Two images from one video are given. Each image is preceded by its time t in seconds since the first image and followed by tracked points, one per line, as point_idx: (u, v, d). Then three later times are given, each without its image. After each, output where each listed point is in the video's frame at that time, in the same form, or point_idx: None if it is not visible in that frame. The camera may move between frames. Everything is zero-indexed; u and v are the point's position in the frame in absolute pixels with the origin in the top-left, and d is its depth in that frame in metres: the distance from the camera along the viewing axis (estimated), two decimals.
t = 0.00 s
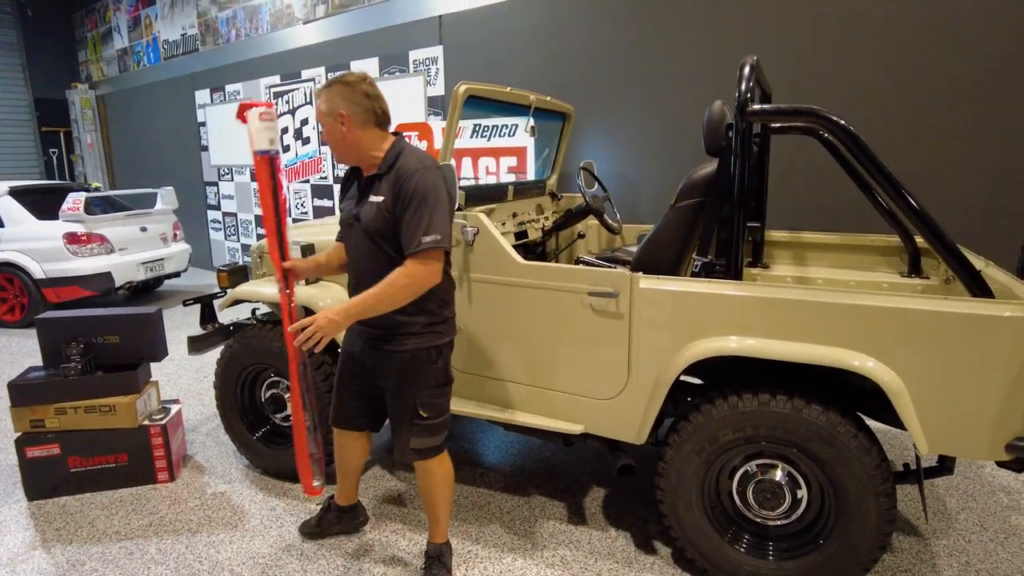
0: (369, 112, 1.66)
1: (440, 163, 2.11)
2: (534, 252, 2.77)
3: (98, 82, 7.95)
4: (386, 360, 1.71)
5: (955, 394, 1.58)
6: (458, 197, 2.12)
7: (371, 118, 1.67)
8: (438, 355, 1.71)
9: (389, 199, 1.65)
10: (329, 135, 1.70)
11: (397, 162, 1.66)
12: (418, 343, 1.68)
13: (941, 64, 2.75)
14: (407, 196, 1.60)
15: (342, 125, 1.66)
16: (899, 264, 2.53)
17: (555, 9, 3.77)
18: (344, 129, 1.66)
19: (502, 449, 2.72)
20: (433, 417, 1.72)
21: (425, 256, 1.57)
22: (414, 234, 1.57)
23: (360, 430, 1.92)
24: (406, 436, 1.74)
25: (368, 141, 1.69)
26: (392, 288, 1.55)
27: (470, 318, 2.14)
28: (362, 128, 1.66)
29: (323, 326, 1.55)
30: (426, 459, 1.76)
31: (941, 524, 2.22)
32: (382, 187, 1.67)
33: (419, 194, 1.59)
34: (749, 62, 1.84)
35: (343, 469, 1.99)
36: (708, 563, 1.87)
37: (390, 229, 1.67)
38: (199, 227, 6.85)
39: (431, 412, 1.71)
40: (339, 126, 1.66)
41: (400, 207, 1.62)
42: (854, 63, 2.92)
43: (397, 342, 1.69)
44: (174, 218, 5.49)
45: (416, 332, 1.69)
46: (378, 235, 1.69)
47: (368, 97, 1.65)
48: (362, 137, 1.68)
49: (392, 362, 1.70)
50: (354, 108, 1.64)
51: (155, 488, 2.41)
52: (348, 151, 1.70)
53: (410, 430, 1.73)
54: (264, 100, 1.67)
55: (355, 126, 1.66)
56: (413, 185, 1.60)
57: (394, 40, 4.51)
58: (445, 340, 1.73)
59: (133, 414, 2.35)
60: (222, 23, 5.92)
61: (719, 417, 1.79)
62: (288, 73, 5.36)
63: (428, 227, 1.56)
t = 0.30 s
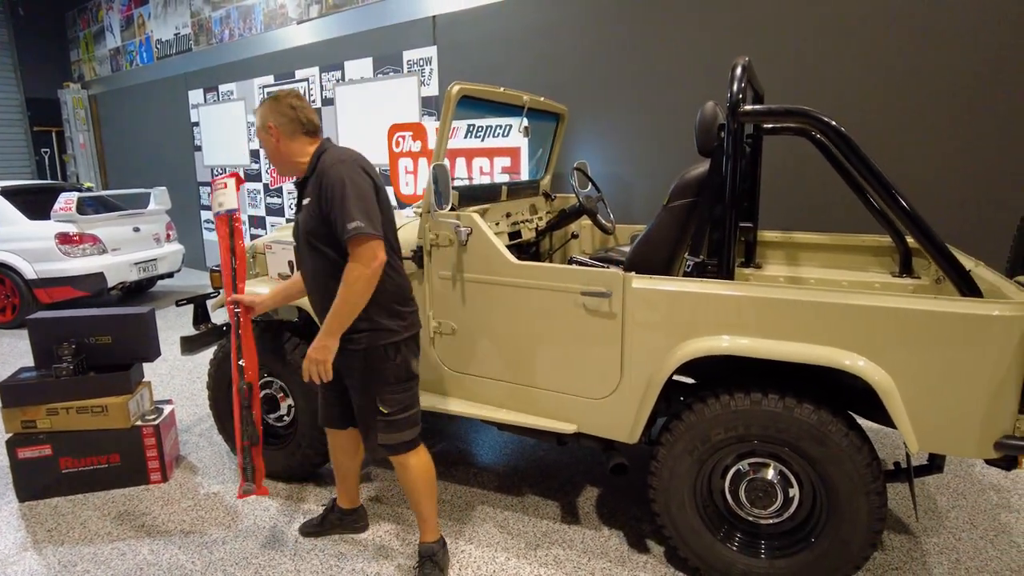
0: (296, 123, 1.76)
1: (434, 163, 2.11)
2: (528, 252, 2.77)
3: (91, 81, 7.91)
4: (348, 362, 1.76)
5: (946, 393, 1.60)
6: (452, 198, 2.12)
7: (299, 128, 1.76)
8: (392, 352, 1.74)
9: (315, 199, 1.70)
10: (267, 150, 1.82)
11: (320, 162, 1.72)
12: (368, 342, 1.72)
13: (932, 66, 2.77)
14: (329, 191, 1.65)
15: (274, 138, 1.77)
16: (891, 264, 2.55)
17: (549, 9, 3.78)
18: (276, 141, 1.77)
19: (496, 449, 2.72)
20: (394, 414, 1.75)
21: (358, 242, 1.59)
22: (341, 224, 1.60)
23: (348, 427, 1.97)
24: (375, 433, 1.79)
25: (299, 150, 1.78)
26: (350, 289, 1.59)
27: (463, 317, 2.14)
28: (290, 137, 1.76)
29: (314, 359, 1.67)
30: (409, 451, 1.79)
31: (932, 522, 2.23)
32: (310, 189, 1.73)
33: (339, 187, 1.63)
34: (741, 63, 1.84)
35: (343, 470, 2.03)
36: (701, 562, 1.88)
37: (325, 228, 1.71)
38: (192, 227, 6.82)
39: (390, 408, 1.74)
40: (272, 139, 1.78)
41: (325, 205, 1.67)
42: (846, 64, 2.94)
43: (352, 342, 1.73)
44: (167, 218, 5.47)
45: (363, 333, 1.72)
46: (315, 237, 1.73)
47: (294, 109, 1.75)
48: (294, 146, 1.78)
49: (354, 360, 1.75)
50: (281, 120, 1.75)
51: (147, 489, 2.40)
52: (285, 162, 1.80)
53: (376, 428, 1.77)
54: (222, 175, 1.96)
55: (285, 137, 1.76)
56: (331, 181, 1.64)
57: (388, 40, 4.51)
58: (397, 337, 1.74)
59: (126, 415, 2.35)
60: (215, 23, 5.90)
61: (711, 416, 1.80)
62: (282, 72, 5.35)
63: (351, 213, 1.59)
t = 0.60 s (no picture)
0: (251, 143, 1.88)
1: (430, 163, 2.13)
2: (523, 252, 2.79)
3: (85, 81, 7.89)
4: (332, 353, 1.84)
5: (935, 389, 1.62)
6: (448, 197, 2.14)
7: (254, 147, 1.88)
8: (366, 337, 1.79)
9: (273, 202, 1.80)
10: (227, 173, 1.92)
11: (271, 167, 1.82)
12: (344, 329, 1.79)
13: (922, 67, 2.80)
14: (280, 191, 1.76)
15: (232, 159, 1.87)
16: (883, 263, 2.58)
17: (544, 11, 3.80)
18: (233, 162, 1.88)
19: (492, 447, 2.74)
20: (371, 398, 1.79)
21: (319, 223, 1.69)
22: (296, 216, 1.70)
23: (330, 421, 2.01)
24: (355, 422, 1.83)
25: (255, 166, 1.89)
26: (332, 267, 1.68)
27: (459, 316, 2.16)
28: (245, 155, 1.87)
29: (352, 346, 1.71)
30: (386, 439, 1.83)
31: (923, 518, 2.26)
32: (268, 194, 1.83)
33: (288, 184, 1.74)
34: (734, 64, 1.86)
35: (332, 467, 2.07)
36: (695, 558, 1.90)
37: (289, 227, 1.82)
38: (188, 228, 6.81)
39: (367, 393, 1.79)
40: (229, 162, 1.88)
41: (282, 207, 1.77)
42: (838, 66, 2.97)
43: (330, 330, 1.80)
44: (162, 218, 5.46)
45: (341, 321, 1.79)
46: (283, 238, 1.84)
47: (247, 130, 1.87)
48: (252, 164, 1.89)
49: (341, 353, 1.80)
50: (236, 142, 1.86)
51: (145, 488, 2.41)
52: (245, 180, 1.91)
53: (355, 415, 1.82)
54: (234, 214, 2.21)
55: (241, 157, 1.87)
56: (279, 182, 1.75)
57: (384, 41, 4.52)
58: (372, 323, 1.80)
59: (123, 414, 2.35)
60: (211, 23, 5.90)
61: (705, 413, 1.82)
62: (277, 73, 5.35)
63: (302, 201, 1.69)
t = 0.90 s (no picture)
0: (238, 161, 1.91)
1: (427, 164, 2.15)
2: (519, 252, 2.82)
3: (82, 82, 7.90)
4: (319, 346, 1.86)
5: (921, 385, 1.66)
6: (444, 198, 2.17)
7: (240, 164, 1.91)
8: (351, 331, 1.82)
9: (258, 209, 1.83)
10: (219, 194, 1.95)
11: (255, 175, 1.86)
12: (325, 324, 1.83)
13: (912, 69, 2.84)
14: (262, 199, 1.79)
15: (221, 179, 1.90)
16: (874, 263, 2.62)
17: (541, 13, 3.83)
18: (222, 181, 1.90)
19: (488, 445, 2.77)
20: (359, 391, 1.82)
21: (301, 225, 1.73)
22: (278, 221, 1.73)
23: (321, 417, 2.03)
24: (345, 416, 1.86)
25: (243, 182, 1.92)
26: (310, 267, 1.72)
27: (456, 315, 2.19)
28: (232, 172, 1.90)
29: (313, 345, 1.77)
30: (374, 432, 1.86)
31: (912, 513, 2.30)
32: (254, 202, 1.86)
33: (270, 191, 1.77)
34: (725, 66, 1.89)
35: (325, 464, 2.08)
36: (688, 552, 1.93)
37: (276, 234, 1.85)
38: (185, 229, 6.83)
39: (355, 386, 1.82)
40: (217, 181, 1.90)
41: (266, 212, 1.80)
42: (830, 68, 3.01)
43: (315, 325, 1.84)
44: (160, 219, 5.48)
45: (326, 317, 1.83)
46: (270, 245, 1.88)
47: (232, 149, 1.90)
48: (240, 181, 1.92)
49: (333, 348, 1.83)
50: (221, 161, 1.88)
51: (145, 486, 2.43)
52: (235, 197, 1.94)
53: (342, 408, 1.85)
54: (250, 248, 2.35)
55: (229, 175, 1.90)
56: (260, 191, 1.79)
57: (381, 43, 4.55)
58: (357, 316, 1.83)
59: (123, 412, 2.38)
60: (208, 24, 5.92)
61: (697, 409, 1.85)
62: (274, 74, 5.38)
63: (283, 206, 1.73)
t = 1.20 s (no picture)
0: (240, 153, 1.93)
1: (424, 163, 2.19)
2: (515, 250, 2.86)
3: (79, 82, 7.91)
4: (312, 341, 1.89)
5: (907, 379, 1.70)
6: (441, 197, 2.20)
7: (242, 155, 1.93)
8: (342, 325, 1.86)
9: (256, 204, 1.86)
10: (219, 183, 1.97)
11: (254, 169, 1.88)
12: (316, 319, 1.86)
13: (901, 70, 2.87)
14: (259, 194, 1.82)
15: (221, 169, 1.92)
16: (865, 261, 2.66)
17: (537, 14, 3.86)
18: (222, 170, 1.92)
19: (484, 441, 2.80)
20: (349, 384, 1.87)
21: (294, 224, 1.76)
22: (273, 217, 1.76)
23: (316, 412, 2.05)
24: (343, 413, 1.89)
25: (243, 174, 1.94)
26: (300, 264, 1.75)
27: (452, 312, 2.22)
28: (233, 164, 1.92)
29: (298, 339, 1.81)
30: (364, 424, 1.90)
31: (901, 507, 2.34)
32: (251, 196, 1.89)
33: (268, 186, 1.80)
34: (716, 68, 1.92)
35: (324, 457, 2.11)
36: (680, 544, 1.97)
37: (271, 229, 1.88)
38: (183, 229, 6.85)
39: (344, 379, 1.86)
40: (217, 170, 1.92)
41: (262, 208, 1.83)
42: (821, 68, 3.05)
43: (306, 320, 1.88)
44: (158, 219, 5.50)
45: (317, 312, 1.86)
46: (264, 239, 1.91)
47: (235, 140, 1.92)
48: (240, 172, 1.94)
49: (328, 343, 1.86)
50: (224, 151, 1.90)
51: (145, 482, 2.46)
52: (233, 187, 1.96)
53: (333, 400, 1.89)
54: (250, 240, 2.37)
55: (230, 165, 1.92)
56: (258, 185, 1.82)
57: (378, 43, 4.58)
58: (348, 312, 1.87)
59: (123, 409, 2.41)
60: (206, 25, 5.94)
61: (688, 404, 1.89)
62: (272, 75, 5.41)
63: (277, 204, 1.76)
